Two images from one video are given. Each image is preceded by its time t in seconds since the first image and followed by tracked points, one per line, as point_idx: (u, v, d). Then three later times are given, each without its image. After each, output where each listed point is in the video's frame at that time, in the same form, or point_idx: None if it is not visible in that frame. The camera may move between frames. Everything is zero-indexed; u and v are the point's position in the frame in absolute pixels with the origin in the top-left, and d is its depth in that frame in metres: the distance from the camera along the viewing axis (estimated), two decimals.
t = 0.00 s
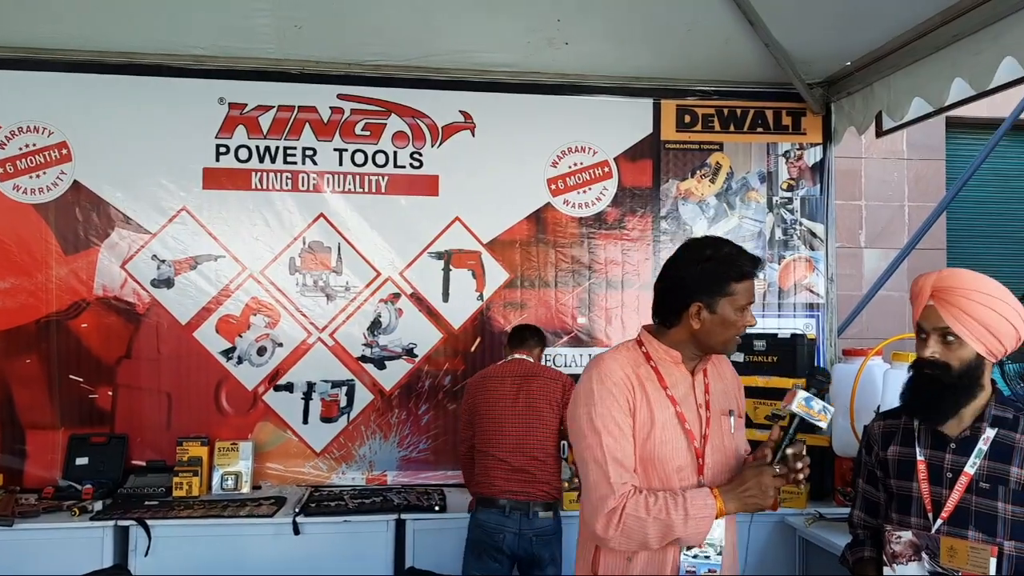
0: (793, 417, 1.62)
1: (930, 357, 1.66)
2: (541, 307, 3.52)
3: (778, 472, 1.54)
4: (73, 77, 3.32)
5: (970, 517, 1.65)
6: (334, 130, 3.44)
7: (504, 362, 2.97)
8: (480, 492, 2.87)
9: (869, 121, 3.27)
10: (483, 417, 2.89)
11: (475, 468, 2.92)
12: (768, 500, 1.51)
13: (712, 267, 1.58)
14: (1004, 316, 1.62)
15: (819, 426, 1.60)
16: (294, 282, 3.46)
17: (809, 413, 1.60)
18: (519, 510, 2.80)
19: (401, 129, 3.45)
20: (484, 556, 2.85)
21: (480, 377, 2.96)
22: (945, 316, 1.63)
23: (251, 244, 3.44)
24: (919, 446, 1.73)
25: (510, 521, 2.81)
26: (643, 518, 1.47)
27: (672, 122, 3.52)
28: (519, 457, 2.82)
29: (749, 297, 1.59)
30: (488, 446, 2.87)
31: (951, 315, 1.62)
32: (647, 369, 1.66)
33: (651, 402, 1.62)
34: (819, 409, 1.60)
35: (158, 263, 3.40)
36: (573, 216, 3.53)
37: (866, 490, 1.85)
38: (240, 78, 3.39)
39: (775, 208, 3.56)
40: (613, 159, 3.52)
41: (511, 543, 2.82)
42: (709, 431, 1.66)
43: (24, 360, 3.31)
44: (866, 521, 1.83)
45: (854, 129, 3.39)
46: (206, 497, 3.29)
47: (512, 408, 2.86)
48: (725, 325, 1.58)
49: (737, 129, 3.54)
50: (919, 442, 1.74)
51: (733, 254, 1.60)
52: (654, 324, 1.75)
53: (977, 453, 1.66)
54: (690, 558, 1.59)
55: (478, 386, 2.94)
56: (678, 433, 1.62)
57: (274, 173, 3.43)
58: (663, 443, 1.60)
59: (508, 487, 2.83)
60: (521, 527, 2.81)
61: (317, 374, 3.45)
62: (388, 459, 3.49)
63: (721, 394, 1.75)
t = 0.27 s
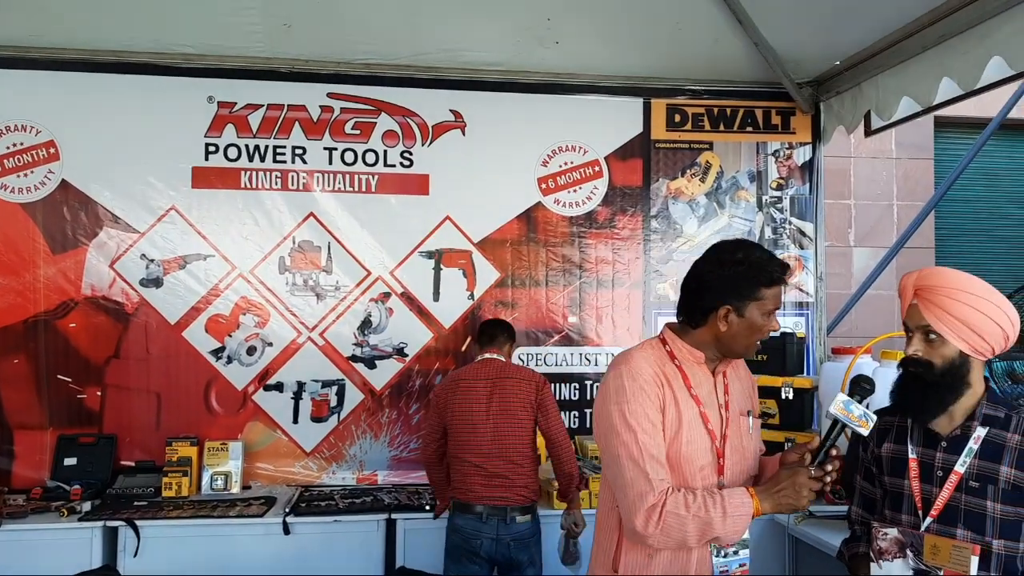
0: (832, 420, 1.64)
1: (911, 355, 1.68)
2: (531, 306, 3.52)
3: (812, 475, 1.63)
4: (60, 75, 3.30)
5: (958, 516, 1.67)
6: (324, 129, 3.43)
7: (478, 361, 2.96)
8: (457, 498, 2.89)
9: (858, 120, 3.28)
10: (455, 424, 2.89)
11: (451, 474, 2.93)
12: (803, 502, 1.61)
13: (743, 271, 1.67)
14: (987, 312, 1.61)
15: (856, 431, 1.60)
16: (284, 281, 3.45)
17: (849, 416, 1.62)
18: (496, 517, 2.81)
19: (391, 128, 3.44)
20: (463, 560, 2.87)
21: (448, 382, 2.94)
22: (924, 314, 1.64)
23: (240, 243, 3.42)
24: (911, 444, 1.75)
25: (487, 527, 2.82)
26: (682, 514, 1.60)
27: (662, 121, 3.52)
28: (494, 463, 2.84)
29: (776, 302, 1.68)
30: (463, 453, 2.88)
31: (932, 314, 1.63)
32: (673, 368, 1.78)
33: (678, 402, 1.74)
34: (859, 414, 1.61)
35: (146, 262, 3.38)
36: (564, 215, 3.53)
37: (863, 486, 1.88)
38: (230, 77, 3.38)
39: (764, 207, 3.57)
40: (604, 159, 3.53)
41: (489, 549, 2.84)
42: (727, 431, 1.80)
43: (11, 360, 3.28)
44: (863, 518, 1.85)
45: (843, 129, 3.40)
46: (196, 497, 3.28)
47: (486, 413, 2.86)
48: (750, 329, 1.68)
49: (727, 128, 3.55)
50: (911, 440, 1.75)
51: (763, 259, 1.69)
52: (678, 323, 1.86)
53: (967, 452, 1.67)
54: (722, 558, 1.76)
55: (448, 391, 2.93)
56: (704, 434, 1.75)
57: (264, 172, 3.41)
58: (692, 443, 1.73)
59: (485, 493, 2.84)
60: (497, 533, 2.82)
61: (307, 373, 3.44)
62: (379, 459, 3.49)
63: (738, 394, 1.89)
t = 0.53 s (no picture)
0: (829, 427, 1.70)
1: (891, 353, 1.70)
2: (514, 304, 3.52)
3: (805, 480, 1.65)
4: (36, 70, 3.25)
5: (935, 510, 1.70)
6: (305, 125, 3.40)
7: (440, 360, 2.94)
8: (422, 500, 2.90)
9: (838, 119, 3.30)
10: (417, 426, 2.89)
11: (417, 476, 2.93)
12: (795, 505, 1.63)
13: (741, 273, 1.69)
14: (964, 310, 1.63)
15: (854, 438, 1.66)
16: (265, 278, 3.42)
17: (846, 426, 1.69)
18: (460, 518, 2.83)
19: (373, 124, 3.43)
20: (430, 560, 2.89)
21: (411, 384, 2.93)
22: (902, 312, 1.66)
23: (219, 241, 3.39)
24: (893, 438, 1.79)
25: (452, 528, 2.84)
26: (673, 514, 1.62)
27: (644, 119, 3.53)
28: (458, 466, 2.83)
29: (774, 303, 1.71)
30: (426, 456, 2.87)
31: (910, 313, 1.66)
32: (671, 368, 1.80)
33: (675, 402, 1.76)
34: (857, 423, 1.68)
35: (125, 259, 3.34)
36: (547, 213, 3.53)
37: (852, 480, 1.92)
38: (209, 72, 3.35)
39: (745, 205, 3.59)
40: (586, 156, 3.53)
41: (454, 550, 2.86)
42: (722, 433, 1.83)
43: None
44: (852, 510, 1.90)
45: (823, 127, 3.42)
46: (175, 496, 3.25)
47: (449, 415, 2.85)
48: (748, 329, 1.71)
49: (708, 127, 3.56)
50: (893, 434, 1.80)
51: (761, 260, 1.71)
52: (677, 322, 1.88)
53: (946, 447, 1.70)
54: (718, 557, 1.79)
55: (410, 393, 2.92)
56: (699, 435, 1.77)
57: (244, 168, 3.38)
58: (687, 443, 1.75)
59: (449, 494, 2.84)
60: (461, 535, 2.83)
61: (287, 372, 3.41)
62: (361, 457, 3.48)
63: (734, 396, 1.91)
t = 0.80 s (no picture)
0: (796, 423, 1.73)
1: (850, 346, 1.72)
2: (480, 300, 3.51)
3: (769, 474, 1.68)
4: None
5: (886, 498, 1.73)
6: (268, 120, 3.36)
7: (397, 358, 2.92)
8: (381, 500, 2.89)
9: (800, 117, 3.34)
10: (375, 426, 2.87)
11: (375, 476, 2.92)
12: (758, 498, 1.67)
13: (708, 269, 1.70)
14: (922, 306, 1.65)
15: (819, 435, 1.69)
16: (227, 274, 3.38)
17: (812, 421, 1.71)
18: (421, 517, 2.82)
19: (338, 119, 3.39)
20: (392, 559, 2.90)
21: (365, 385, 2.90)
22: (862, 306, 1.69)
23: (180, 236, 3.34)
24: (849, 430, 1.82)
25: (413, 528, 2.83)
26: (642, 509, 1.63)
27: (610, 116, 3.54)
28: (416, 466, 2.82)
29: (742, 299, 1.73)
30: (385, 456, 2.86)
31: (870, 308, 1.68)
32: (640, 364, 1.80)
33: (644, 397, 1.76)
34: (822, 420, 1.70)
35: (82, 255, 3.27)
36: (514, 209, 3.52)
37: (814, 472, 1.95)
38: (169, 65, 3.29)
39: (710, 202, 3.62)
40: (552, 152, 3.52)
41: (416, 549, 2.85)
42: (690, 428, 1.84)
43: None
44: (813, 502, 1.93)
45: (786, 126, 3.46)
46: (135, 496, 3.20)
47: (406, 415, 2.83)
48: (716, 325, 1.72)
49: (673, 124, 3.58)
50: (848, 426, 1.83)
51: (727, 257, 1.73)
52: (645, 318, 1.87)
53: (897, 437, 1.72)
54: (681, 551, 1.77)
55: (366, 393, 2.89)
56: (667, 430, 1.78)
57: (206, 163, 3.33)
58: (656, 438, 1.75)
59: (408, 494, 2.83)
60: (423, 533, 2.83)
61: (250, 369, 3.37)
62: (325, 455, 3.45)
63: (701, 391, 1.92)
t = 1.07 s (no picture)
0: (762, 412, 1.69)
1: (810, 345, 1.72)
2: (455, 296, 3.50)
3: (741, 463, 1.67)
4: None
5: (857, 489, 1.73)
6: (239, 113, 3.32)
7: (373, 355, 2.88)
8: (357, 496, 2.88)
9: (773, 114, 3.36)
10: (351, 422, 2.85)
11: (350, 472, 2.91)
12: (733, 490, 1.65)
13: (684, 265, 1.70)
14: (877, 302, 1.68)
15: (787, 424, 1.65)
16: (198, 270, 3.34)
17: (779, 410, 1.67)
18: (397, 512, 2.81)
19: (310, 113, 3.36)
20: (369, 555, 2.87)
21: (340, 381, 2.87)
22: (819, 305, 1.70)
23: (150, 231, 3.29)
24: (814, 425, 1.81)
25: (389, 522, 2.82)
26: (618, 502, 1.64)
27: (585, 111, 3.54)
28: (392, 461, 2.82)
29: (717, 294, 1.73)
30: (362, 452, 2.85)
31: (827, 305, 1.70)
32: (613, 359, 1.80)
33: (618, 392, 1.76)
34: (789, 408, 1.67)
35: (50, 250, 3.21)
36: (488, 204, 3.51)
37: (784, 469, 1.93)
38: (138, 57, 3.24)
39: (684, 198, 3.63)
40: (527, 148, 3.52)
41: (392, 544, 2.84)
42: (664, 422, 1.84)
43: None
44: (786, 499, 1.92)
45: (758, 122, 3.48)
46: (103, 494, 3.15)
47: (383, 410, 2.81)
48: (692, 321, 1.72)
49: (648, 120, 3.59)
50: (813, 422, 1.82)
51: (703, 253, 1.73)
52: (619, 313, 1.87)
53: (861, 428, 1.73)
54: (655, 544, 1.76)
55: (340, 390, 2.87)
56: (642, 424, 1.78)
57: (176, 157, 3.29)
58: (631, 433, 1.75)
59: (385, 489, 2.83)
60: (400, 528, 2.82)
61: (222, 366, 3.34)
62: (298, 451, 3.42)
63: (675, 385, 1.93)
